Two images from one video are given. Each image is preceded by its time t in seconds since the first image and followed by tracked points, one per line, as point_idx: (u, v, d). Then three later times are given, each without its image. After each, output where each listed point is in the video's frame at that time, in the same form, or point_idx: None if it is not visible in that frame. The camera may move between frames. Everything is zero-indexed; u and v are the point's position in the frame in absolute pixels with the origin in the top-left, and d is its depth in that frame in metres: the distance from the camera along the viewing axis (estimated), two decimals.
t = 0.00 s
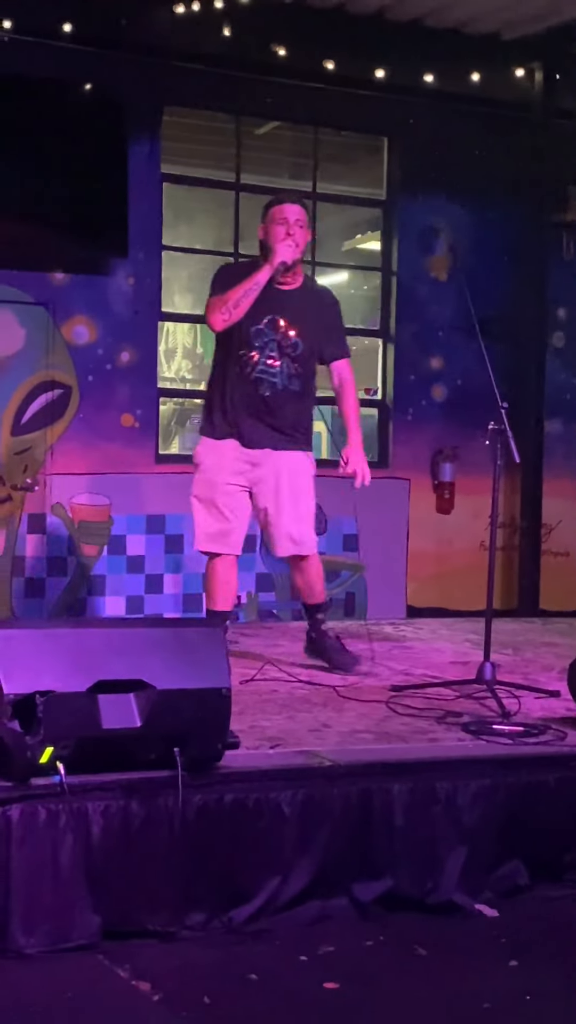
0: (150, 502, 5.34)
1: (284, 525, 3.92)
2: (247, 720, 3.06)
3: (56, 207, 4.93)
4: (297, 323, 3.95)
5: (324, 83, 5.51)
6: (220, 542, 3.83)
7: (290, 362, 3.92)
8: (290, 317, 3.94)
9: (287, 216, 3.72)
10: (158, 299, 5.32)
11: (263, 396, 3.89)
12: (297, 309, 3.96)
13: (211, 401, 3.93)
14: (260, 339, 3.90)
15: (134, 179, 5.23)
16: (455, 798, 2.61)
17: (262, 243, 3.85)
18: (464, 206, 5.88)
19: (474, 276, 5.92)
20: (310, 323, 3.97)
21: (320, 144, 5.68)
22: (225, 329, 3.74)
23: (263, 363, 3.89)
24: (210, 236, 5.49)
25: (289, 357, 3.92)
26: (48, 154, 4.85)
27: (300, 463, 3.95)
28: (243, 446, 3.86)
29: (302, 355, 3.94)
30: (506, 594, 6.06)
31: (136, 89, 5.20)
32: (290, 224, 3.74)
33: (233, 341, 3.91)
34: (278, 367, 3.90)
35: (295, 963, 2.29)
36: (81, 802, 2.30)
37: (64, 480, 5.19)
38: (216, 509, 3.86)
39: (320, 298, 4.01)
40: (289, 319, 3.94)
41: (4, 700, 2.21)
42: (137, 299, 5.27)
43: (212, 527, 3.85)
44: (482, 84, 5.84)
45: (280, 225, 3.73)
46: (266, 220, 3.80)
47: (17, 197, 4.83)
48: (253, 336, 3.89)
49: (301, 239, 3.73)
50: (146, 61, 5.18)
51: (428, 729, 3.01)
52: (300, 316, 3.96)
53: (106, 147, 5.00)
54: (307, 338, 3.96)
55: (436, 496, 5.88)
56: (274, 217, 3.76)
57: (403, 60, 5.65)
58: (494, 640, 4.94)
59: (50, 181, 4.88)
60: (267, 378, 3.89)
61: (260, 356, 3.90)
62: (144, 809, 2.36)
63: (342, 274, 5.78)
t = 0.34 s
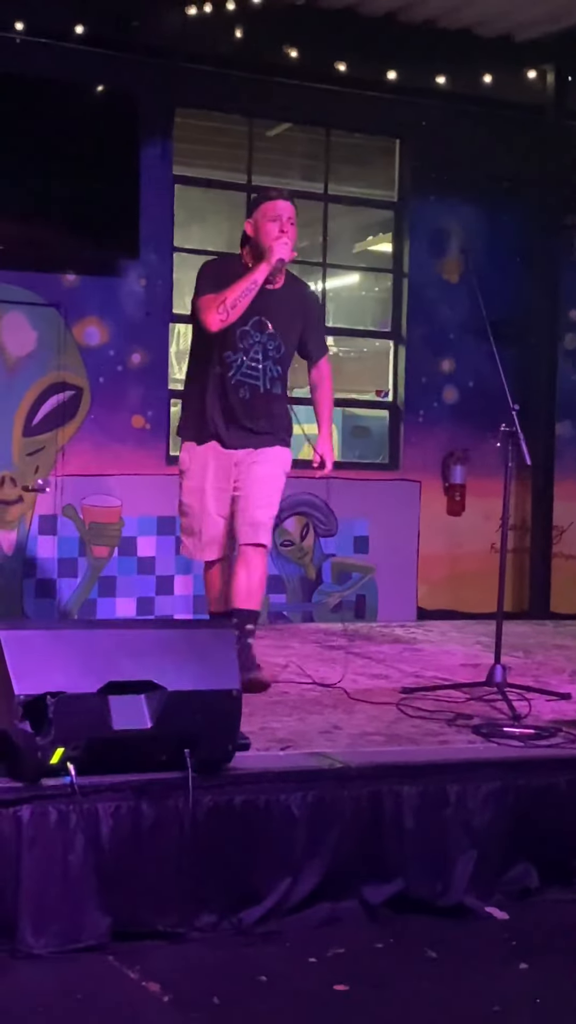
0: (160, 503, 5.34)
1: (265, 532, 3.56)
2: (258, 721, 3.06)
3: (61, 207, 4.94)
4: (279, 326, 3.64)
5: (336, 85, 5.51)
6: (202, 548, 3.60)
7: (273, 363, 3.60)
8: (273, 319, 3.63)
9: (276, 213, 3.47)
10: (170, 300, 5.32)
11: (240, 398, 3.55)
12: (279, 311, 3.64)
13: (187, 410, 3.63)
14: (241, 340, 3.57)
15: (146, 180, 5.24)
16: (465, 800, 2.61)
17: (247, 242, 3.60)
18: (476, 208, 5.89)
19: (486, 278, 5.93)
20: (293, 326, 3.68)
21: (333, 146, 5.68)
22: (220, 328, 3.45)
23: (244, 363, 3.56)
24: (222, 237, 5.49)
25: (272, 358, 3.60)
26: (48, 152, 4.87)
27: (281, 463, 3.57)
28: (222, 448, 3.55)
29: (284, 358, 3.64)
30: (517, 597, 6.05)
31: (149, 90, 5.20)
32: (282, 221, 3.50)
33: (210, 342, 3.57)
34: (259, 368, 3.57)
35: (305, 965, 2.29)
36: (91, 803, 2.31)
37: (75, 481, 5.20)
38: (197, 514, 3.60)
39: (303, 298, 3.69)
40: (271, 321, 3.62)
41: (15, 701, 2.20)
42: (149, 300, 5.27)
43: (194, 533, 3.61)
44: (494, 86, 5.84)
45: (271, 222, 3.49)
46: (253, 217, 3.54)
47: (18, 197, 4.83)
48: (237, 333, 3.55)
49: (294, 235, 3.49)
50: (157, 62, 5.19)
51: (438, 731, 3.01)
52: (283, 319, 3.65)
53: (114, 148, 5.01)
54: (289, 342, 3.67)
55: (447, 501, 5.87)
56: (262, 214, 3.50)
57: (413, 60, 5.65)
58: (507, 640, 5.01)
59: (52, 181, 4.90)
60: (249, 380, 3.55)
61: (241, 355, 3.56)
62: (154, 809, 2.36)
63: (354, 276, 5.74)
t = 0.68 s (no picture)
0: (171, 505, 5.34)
1: (260, 527, 3.37)
2: (269, 724, 3.06)
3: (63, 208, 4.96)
4: (284, 305, 3.41)
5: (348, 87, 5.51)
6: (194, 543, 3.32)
7: (276, 343, 3.38)
8: (277, 299, 3.40)
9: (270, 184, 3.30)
10: (182, 302, 5.33)
11: (243, 380, 3.33)
12: (283, 291, 3.42)
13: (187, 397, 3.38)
14: (244, 319, 3.33)
15: (158, 182, 5.23)
16: (476, 803, 2.60)
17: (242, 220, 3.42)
18: (488, 211, 5.88)
19: (498, 280, 5.92)
20: (298, 306, 3.45)
21: (345, 149, 5.69)
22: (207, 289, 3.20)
23: (249, 344, 3.33)
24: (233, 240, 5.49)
25: (275, 339, 3.37)
26: (48, 152, 4.85)
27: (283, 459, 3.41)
28: (226, 436, 3.33)
29: (289, 340, 3.42)
30: (528, 600, 6.05)
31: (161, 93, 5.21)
32: (275, 191, 3.31)
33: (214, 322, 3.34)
34: (263, 350, 3.35)
35: (317, 968, 2.29)
36: (103, 804, 2.31)
37: (87, 483, 5.21)
38: (191, 506, 3.33)
39: (305, 280, 3.49)
40: (275, 300, 3.39)
41: (27, 701, 2.20)
42: (161, 302, 5.28)
43: (188, 526, 3.32)
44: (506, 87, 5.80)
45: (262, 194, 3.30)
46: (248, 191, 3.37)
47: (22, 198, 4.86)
48: (240, 311, 3.33)
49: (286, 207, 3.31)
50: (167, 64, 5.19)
51: (450, 734, 3.00)
52: (287, 298, 3.43)
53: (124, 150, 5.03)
54: (294, 323, 3.44)
55: (458, 503, 5.88)
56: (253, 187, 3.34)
57: (425, 65, 5.60)
58: (519, 641, 5.06)
59: (54, 182, 4.89)
60: (253, 362, 3.33)
61: (245, 335, 3.33)
62: (165, 811, 2.36)
63: (365, 278, 5.74)
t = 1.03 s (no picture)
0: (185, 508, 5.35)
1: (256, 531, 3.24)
2: (283, 727, 3.06)
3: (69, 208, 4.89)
4: (273, 290, 3.32)
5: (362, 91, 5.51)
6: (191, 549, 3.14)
7: (265, 328, 3.28)
8: (265, 284, 3.30)
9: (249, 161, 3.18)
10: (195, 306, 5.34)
11: (237, 367, 3.23)
12: (271, 276, 3.32)
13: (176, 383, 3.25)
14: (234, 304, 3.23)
15: (171, 188, 5.25)
16: (490, 806, 2.60)
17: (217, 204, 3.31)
18: (501, 214, 5.88)
19: (512, 284, 5.92)
20: (287, 292, 3.36)
21: (358, 152, 5.69)
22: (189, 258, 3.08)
23: (240, 329, 3.23)
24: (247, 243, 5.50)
25: (265, 324, 3.28)
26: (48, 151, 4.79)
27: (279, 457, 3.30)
28: (222, 429, 3.20)
29: (279, 326, 3.32)
30: (542, 604, 6.03)
31: (173, 96, 5.22)
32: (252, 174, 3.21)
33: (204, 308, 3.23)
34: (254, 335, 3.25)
35: (330, 971, 2.29)
36: (117, 806, 2.31)
37: (100, 486, 5.22)
38: (185, 510, 3.16)
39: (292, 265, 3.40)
40: (264, 285, 3.30)
41: (42, 702, 2.21)
42: (174, 306, 5.28)
43: (183, 531, 3.14)
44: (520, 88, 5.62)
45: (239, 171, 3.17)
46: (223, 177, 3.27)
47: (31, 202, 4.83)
48: (229, 295, 3.23)
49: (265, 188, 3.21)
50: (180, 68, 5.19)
51: (464, 738, 3.00)
52: (276, 284, 3.33)
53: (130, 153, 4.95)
54: (283, 309, 3.34)
55: (472, 506, 5.87)
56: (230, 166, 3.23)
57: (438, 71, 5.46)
58: (532, 644, 5.05)
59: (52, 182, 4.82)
60: (244, 347, 3.24)
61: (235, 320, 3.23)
62: (179, 813, 2.36)
63: (378, 282, 5.75)
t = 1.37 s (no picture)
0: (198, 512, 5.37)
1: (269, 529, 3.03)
2: (296, 730, 3.06)
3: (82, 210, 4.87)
4: (268, 276, 3.14)
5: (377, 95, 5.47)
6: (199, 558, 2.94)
7: (266, 316, 3.12)
8: (263, 271, 3.12)
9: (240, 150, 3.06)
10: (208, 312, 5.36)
11: (241, 358, 3.04)
12: (266, 263, 3.13)
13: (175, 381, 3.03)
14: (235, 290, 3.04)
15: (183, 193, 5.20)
16: (504, 810, 2.59)
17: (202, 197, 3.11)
18: (515, 218, 5.88)
19: (525, 288, 5.92)
20: (280, 281, 3.18)
21: (372, 156, 5.70)
22: (203, 231, 2.87)
23: (243, 318, 3.05)
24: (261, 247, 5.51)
25: (264, 311, 3.11)
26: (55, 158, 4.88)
27: (286, 452, 3.11)
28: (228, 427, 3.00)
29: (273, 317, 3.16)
30: (556, 608, 6.03)
31: (187, 100, 5.23)
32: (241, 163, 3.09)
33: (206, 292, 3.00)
34: (257, 323, 3.08)
35: (343, 975, 2.29)
36: (130, 810, 2.31)
37: (114, 490, 5.23)
38: (193, 518, 2.95)
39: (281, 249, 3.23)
40: (261, 272, 3.11)
41: (56, 704, 2.21)
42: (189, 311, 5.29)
43: (193, 539, 2.94)
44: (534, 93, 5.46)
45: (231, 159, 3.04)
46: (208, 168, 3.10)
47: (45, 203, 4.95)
48: (232, 282, 3.03)
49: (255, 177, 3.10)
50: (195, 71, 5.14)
51: (478, 742, 2.99)
52: (271, 271, 3.15)
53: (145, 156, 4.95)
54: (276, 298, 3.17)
55: (485, 510, 5.86)
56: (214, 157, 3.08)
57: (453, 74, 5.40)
58: (547, 649, 5.04)
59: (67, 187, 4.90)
60: (245, 336, 3.05)
61: (237, 307, 3.04)
62: (192, 818, 2.36)
63: (392, 285, 5.77)
